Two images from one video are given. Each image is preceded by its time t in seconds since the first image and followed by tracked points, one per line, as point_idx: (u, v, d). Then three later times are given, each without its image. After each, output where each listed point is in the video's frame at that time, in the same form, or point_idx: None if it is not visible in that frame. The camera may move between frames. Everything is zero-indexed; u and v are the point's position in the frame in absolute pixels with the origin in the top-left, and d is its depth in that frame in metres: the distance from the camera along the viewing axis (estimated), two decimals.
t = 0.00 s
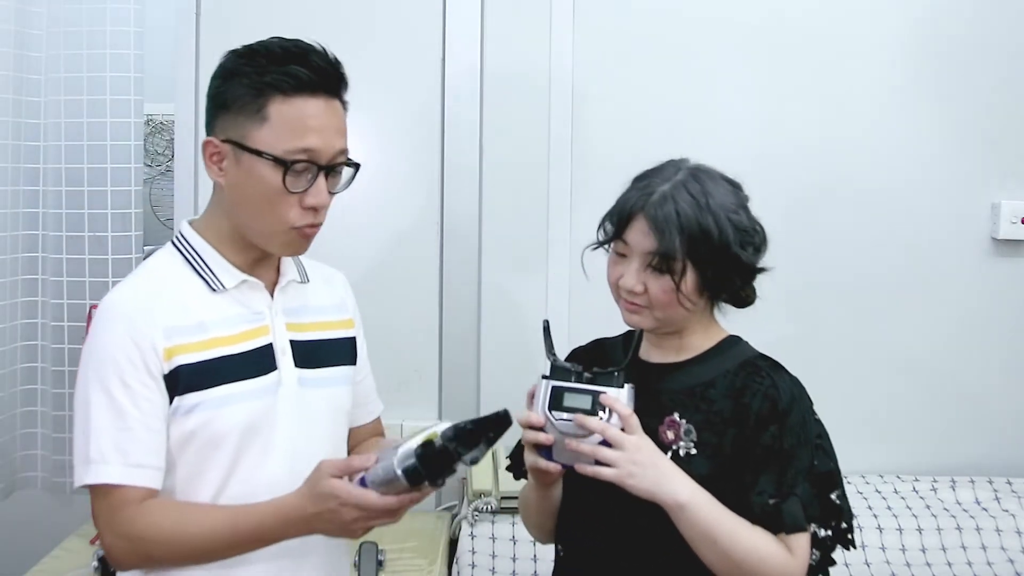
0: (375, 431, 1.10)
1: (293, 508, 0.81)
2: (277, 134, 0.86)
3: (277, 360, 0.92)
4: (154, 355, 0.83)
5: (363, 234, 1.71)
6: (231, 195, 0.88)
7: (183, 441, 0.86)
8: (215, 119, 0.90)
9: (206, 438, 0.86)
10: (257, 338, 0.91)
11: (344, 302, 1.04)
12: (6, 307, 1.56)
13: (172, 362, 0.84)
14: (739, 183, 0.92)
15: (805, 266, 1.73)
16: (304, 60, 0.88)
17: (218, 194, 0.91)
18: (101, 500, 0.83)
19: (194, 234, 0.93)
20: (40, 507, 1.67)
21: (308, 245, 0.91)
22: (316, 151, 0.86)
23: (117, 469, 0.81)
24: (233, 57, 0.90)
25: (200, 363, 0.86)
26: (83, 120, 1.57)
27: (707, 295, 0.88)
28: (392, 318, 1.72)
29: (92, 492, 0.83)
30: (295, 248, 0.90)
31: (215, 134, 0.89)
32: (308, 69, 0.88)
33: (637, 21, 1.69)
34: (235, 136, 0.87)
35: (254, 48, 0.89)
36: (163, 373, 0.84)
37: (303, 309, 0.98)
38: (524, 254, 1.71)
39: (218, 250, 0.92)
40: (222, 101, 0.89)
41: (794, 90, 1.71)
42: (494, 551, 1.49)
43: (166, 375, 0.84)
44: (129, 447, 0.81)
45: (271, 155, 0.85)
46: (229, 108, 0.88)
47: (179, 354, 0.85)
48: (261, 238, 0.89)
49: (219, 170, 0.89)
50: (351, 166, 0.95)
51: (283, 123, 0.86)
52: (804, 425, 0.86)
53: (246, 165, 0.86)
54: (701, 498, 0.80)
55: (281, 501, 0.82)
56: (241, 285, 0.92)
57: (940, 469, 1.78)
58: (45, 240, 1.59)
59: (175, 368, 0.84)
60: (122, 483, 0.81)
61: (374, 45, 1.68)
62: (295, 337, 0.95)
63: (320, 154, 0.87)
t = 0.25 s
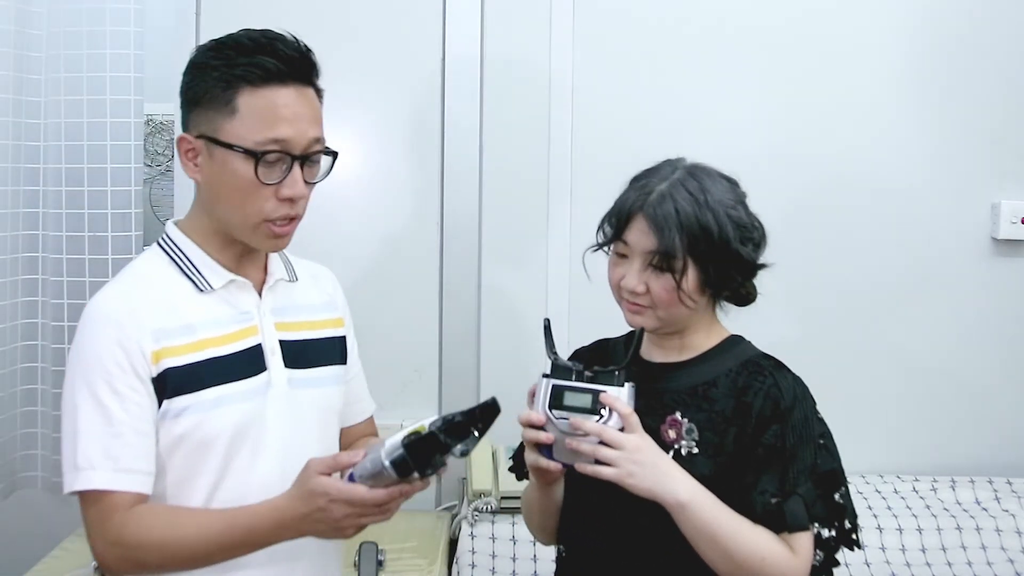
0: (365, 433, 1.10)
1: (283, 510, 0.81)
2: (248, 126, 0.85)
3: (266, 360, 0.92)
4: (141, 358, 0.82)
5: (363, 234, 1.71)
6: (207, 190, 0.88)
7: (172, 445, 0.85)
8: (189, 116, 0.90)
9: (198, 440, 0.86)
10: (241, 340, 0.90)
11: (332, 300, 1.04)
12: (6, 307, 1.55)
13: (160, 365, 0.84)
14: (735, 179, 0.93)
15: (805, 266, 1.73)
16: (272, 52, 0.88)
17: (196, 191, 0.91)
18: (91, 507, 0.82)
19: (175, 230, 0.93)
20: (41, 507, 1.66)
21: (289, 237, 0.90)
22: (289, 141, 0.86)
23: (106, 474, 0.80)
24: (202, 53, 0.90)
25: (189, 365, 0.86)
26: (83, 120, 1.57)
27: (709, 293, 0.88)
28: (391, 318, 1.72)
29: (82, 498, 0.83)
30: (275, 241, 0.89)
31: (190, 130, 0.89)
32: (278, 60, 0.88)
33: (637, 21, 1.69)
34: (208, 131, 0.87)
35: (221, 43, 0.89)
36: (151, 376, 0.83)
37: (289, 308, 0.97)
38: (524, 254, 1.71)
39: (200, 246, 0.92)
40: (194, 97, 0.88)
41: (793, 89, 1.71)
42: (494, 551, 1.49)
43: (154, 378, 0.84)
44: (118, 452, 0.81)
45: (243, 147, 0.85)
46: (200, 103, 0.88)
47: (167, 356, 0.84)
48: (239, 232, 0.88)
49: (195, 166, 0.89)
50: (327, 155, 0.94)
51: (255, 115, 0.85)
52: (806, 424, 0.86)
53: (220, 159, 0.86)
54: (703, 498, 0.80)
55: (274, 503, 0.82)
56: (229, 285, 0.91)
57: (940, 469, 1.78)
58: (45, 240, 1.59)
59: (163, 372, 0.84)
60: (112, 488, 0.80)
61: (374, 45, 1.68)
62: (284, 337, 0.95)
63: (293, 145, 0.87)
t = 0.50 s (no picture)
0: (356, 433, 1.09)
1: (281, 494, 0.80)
2: (245, 123, 0.85)
3: (259, 363, 0.91)
4: (133, 363, 0.82)
5: (363, 234, 1.71)
6: (201, 190, 0.88)
7: (165, 450, 0.85)
8: (180, 117, 0.89)
9: (193, 442, 0.86)
10: (233, 343, 0.90)
11: (326, 301, 1.03)
12: (6, 307, 1.54)
13: (152, 370, 0.84)
14: (740, 179, 0.93)
15: (805, 266, 1.73)
16: (264, 47, 0.88)
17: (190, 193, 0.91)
18: (81, 516, 0.82)
19: (167, 233, 0.92)
20: (41, 507, 1.66)
21: (287, 235, 0.90)
22: (287, 138, 0.86)
23: (96, 480, 0.80)
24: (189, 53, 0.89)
25: (182, 369, 0.85)
26: (83, 120, 1.57)
27: (712, 292, 0.88)
28: (391, 319, 1.72)
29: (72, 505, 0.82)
30: (273, 239, 0.89)
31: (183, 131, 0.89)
32: (272, 56, 0.88)
33: (637, 21, 1.69)
34: (203, 131, 0.87)
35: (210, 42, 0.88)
36: (143, 382, 0.83)
37: (282, 310, 0.97)
38: (524, 254, 1.71)
39: (191, 249, 0.92)
40: (185, 97, 0.88)
41: (794, 89, 1.71)
42: (494, 551, 1.49)
43: (146, 383, 0.84)
44: (111, 458, 0.81)
45: (242, 145, 0.85)
46: (192, 103, 0.87)
47: (158, 361, 0.84)
48: (237, 232, 0.88)
49: (189, 167, 0.89)
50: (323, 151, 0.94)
51: (251, 113, 0.85)
52: (809, 423, 0.86)
53: (215, 158, 0.85)
54: (704, 496, 0.80)
55: (272, 488, 0.82)
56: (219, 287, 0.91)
57: (940, 469, 1.78)
58: (45, 240, 1.59)
59: (156, 376, 0.84)
60: (102, 495, 0.80)
61: (374, 45, 1.68)
62: (276, 339, 0.94)
63: (291, 141, 0.87)
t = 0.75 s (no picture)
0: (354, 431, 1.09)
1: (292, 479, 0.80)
2: (265, 127, 0.86)
3: (249, 368, 0.90)
4: (124, 377, 0.80)
5: (363, 234, 1.71)
6: (232, 204, 0.87)
7: (160, 462, 0.84)
8: (191, 131, 0.86)
9: (190, 453, 0.84)
10: (220, 350, 0.88)
11: (304, 301, 1.03)
12: (7, 307, 1.54)
13: (143, 382, 0.82)
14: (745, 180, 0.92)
15: (804, 266, 1.73)
16: (266, 48, 0.88)
17: (206, 210, 0.88)
18: (74, 534, 0.80)
19: (171, 255, 0.88)
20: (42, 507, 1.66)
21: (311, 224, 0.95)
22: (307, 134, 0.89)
23: (86, 500, 0.78)
24: (183, 61, 0.85)
25: (172, 379, 0.83)
26: (83, 121, 1.57)
27: (715, 291, 0.88)
28: (392, 318, 1.72)
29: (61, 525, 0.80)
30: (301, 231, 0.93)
31: (197, 148, 0.86)
32: (267, 56, 0.87)
33: (637, 21, 1.69)
34: (224, 140, 0.85)
35: (205, 46, 0.85)
36: (133, 396, 0.81)
37: (267, 312, 0.96)
38: (524, 254, 1.71)
39: (182, 256, 0.90)
40: (196, 109, 0.85)
41: (794, 90, 1.71)
42: (494, 551, 1.49)
43: (137, 396, 0.81)
44: (102, 475, 0.78)
45: (277, 150, 0.86)
46: (206, 116, 0.85)
47: (150, 373, 0.82)
48: (269, 232, 0.90)
49: (210, 183, 0.87)
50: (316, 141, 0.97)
51: (274, 116, 0.87)
52: (811, 423, 0.86)
53: (250, 168, 0.86)
54: (707, 496, 0.80)
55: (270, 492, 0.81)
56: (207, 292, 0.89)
57: (940, 469, 1.78)
58: (45, 240, 1.59)
59: (146, 389, 0.82)
60: (93, 514, 0.78)
61: (374, 46, 1.68)
62: (263, 343, 0.93)
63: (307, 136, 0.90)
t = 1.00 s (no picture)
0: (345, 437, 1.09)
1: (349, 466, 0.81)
2: (246, 139, 0.84)
3: (234, 371, 0.91)
4: (132, 382, 0.78)
5: (363, 233, 1.71)
6: (204, 209, 0.84)
7: (167, 471, 0.82)
8: (170, 130, 0.83)
9: (190, 462, 0.84)
10: (212, 355, 0.88)
11: (265, 302, 1.03)
12: (6, 307, 1.53)
13: (149, 388, 0.80)
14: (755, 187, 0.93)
15: (804, 266, 1.73)
16: (261, 56, 0.87)
17: (177, 211, 0.85)
18: (104, 548, 0.76)
19: (142, 252, 0.85)
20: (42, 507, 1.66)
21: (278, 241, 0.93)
22: (289, 150, 0.88)
23: (129, 504, 0.75)
24: (173, 60, 0.83)
25: (176, 385, 0.83)
26: (83, 121, 1.57)
27: (708, 285, 0.88)
28: (392, 318, 1.73)
29: (89, 540, 0.76)
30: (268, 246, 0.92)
31: (175, 149, 0.83)
32: (264, 64, 0.86)
33: (637, 21, 1.69)
34: (202, 147, 0.83)
35: (200, 48, 0.83)
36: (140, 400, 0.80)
37: (241, 315, 0.97)
38: (523, 254, 1.71)
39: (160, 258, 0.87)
40: (178, 109, 0.83)
41: (794, 90, 1.71)
42: (494, 551, 1.49)
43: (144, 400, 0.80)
44: (125, 478, 0.75)
45: (256, 163, 0.85)
46: (188, 118, 0.83)
47: (154, 379, 0.81)
48: (235, 243, 0.88)
49: (185, 186, 0.84)
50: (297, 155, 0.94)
51: (259, 129, 0.85)
52: (806, 419, 0.87)
53: (226, 176, 0.84)
54: (711, 492, 0.80)
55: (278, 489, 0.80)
56: (195, 298, 0.89)
57: (940, 469, 1.78)
58: (45, 240, 1.59)
59: (152, 395, 0.81)
60: (137, 517, 0.75)
61: (374, 45, 1.68)
62: (246, 346, 0.94)
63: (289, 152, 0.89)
